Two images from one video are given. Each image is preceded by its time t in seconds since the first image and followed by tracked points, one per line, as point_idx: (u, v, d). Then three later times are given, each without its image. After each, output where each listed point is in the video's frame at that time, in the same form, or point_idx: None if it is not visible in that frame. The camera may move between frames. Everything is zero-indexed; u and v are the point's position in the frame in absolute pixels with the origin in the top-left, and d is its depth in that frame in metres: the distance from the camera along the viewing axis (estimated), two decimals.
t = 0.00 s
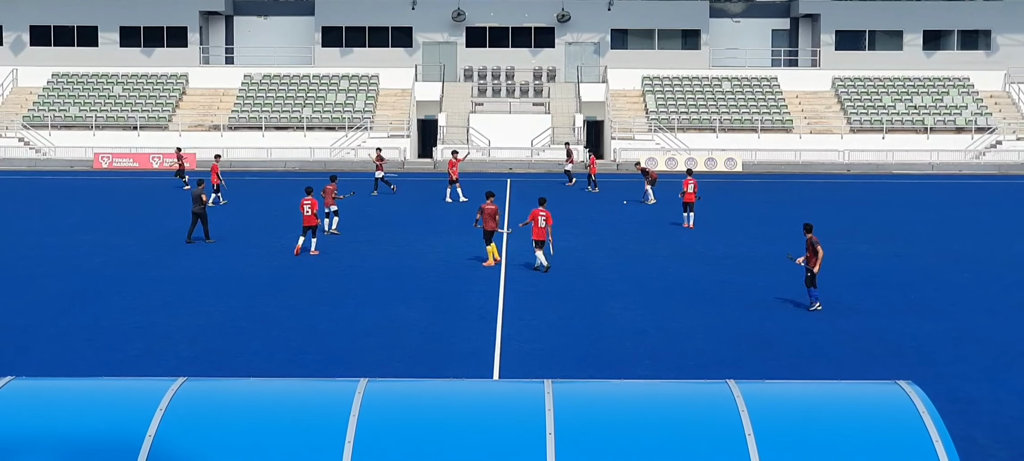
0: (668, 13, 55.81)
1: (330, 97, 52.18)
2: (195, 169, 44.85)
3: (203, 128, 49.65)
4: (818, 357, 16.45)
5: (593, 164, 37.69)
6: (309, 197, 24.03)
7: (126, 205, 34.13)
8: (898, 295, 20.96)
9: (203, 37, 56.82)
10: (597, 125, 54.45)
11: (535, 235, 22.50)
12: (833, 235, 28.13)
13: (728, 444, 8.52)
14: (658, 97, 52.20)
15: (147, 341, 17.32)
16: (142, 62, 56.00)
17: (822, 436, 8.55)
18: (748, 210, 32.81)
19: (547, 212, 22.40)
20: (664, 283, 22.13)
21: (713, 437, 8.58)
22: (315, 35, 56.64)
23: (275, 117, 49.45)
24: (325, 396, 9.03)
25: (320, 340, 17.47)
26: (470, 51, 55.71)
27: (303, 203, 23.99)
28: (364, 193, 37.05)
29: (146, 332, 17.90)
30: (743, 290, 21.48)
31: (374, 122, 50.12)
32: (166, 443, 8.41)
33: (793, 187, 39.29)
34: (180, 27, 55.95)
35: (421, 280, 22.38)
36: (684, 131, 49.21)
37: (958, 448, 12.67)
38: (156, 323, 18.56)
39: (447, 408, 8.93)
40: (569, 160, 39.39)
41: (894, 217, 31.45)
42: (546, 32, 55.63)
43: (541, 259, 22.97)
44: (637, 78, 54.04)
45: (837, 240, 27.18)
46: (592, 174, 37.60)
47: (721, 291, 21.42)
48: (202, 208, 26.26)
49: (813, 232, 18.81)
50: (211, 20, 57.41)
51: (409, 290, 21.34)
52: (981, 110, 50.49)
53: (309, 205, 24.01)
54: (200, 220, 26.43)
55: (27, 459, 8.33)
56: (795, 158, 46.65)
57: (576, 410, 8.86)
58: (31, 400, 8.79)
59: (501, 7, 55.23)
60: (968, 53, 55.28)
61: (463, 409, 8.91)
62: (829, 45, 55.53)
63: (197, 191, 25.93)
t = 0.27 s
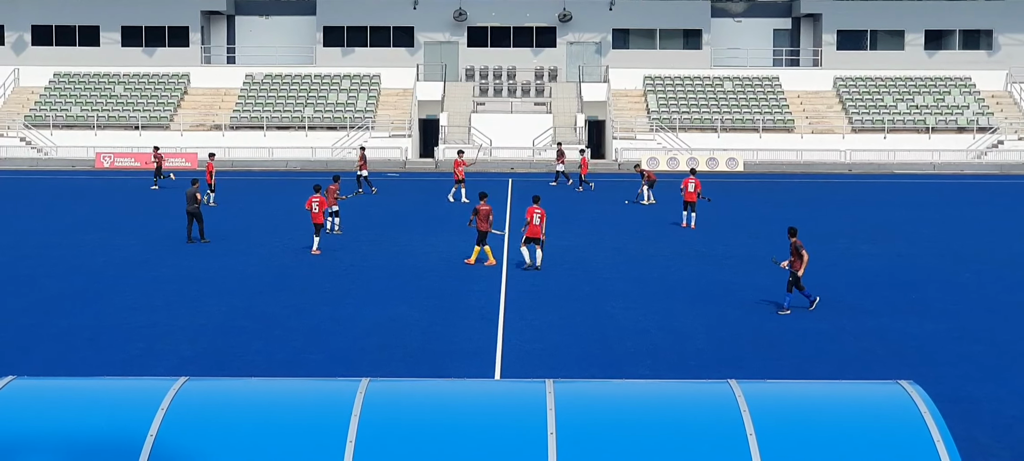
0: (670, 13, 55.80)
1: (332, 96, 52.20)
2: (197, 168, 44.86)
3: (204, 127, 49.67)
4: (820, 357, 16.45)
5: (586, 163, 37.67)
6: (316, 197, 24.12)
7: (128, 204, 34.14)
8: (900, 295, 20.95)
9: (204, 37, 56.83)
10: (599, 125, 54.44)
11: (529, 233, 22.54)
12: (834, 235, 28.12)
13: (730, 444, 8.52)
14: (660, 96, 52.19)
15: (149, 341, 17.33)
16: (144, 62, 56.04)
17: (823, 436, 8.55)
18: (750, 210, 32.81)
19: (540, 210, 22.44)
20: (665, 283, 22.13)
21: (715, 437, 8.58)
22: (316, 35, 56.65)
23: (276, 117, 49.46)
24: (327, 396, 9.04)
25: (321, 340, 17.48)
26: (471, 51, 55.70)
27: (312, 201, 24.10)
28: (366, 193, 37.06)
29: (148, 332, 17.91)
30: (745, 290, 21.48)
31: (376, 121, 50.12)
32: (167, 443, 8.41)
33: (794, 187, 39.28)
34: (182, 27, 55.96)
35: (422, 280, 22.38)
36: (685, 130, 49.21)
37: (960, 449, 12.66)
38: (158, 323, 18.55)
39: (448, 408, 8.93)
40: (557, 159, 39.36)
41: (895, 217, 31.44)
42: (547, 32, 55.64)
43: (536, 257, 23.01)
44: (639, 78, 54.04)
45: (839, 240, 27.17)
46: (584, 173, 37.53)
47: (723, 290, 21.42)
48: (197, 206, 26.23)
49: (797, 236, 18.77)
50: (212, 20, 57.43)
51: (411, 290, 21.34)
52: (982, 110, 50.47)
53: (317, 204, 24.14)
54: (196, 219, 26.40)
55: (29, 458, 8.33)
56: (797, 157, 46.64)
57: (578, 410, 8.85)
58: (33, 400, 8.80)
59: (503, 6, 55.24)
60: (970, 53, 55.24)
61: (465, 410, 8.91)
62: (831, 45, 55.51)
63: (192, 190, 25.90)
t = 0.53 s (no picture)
0: (671, 13, 55.79)
1: (333, 96, 52.24)
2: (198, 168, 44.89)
3: (206, 127, 49.69)
4: (821, 357, 16.45)
5: (577, 162, 37.65)
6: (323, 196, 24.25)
7: (129, 204, 34.15)
8: (901, 295, 20.93)
9: (206, 37, 56.85)
10: (601, 125, 54.43)
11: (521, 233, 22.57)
12: (836, 234, 28.10)
13: (731, 443, 8.52)
14: (662, 96, 52.20)
15: (151, 341, 17.34)
16: (146, 62, 56.10)
17: (825, 435, 8.55)
18: (752, 210, 32.80)
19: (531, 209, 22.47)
20: (667, 282, 22.13)
21: (717, 436, 8.58)
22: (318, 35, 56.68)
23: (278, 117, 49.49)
24: (328, 396, 9.04)
25: (323, 340, 17.48)
26: (472, 50, 55.71)
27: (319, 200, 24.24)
28: (367, 192, 37.07)
29: (150, 332, 17.92)
30: (746, 289, 21.48)
31: (378, 121, 50.12)
32: (169, 443, 8.41)
33: (795, 186, 39.28)
34: (184, 26, 55.99)
35: (424, 279, 22.38)
36: (686, 130, 49.22)
37: (962, 449, 12.65)
38: (160, 322, 18.56)
39: (450, 408, 8.93)
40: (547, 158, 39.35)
41: (897, 216, 31.42)
42: (549, 31, 55.66)
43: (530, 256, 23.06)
44: (640, 77, 54.04)
45: (841, 240, 27.15)
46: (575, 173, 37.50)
47: (724, 290, 21.42)
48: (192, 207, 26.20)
49: (782, 235, 18.76)
50: (214, 20, 57.46)
51: (413, 290, 21.33)
52: (984, 109, 50.44)
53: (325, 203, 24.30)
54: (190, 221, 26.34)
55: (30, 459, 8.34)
56: (799, 157, 46.63)
57: (579, 410, 8.85)
58: (35, 400, 8.81)
59: (504, 6, 55.25)
60: (972, 52, 55.22)
61: (466, 410, 8.91)
62: (832, 44, 55.50)
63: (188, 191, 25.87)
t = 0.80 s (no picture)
0: (672, 13, 55.77)
1: (335, 96, 52.27)
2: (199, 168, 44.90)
3: (207, 127, 49.71)
4: (823, 357, 16.44)
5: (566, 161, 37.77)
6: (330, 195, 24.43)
7: (131, 204, 34.17)
8: (903, 295, 20.92)
9: (207, 37, 56.86)
10: (602, 125, 54.43)
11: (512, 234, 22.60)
12: (837, 234, 28.10)
13: (732, 444, 8.52)
14: (663, 96, 52.19)
15: (152, 341, 17.35)
16: (147, 62, 56.13)
17: (826, 435, 8.55)
18: (753, 210, 32.79)
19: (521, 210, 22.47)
20: (668, 282, 22.13)
21: (717, 436, 8.58)
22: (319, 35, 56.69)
23: (279, 117, 49.51)
24: (330, 396, 9.04)
25: (325, 340, 17.48)
26: (474, 50, 55.71)
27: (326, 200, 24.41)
28: (368, 193, 37.09)
29: (151, 332, 17.92)
30: (747, 289, 21.47)
31: (379, 121, 50.13)
32: (170, 443, 8.41)
33: (796, 186, 39.27)
34: (185, 27, 56.02)
35: (425, 279, 22.39)
36: (688, 130, 49.22)
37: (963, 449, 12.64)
38: (161, 322, 18.57)
39: (451, 408, 8.94)
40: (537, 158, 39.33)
41: (898, 216, 31.41)
42: (550, 32, 55.66)
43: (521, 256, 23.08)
44: (641, 77, 54.05)
45: (842, 240, 27.14)
46: (564, 173, 37.53)
47: (725, 290, 21.41)
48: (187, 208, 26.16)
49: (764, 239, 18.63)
50: (216, 20, 57.48)
51: (414, 290, 21.33)
52: (986, 109, 50.41)
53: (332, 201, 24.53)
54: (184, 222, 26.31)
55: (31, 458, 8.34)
56: (800, 157, 46.62)
57: (580, 410, 8.85)
58: (36, 400, 8.81)
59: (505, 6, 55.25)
60: (973, 53, 55.19)
61: (468, 410, 8.90)
62: (834, 44, 55.48)
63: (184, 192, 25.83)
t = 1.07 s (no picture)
0: (674, 13, 55.76)
1: (337, 96, 52.30)
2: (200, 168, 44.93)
3: (210, 127, 49.75)
4: (825, 357, 16.45)
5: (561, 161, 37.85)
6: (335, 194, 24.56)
7: (133, 204, 34.19)
8: (905, 295, 20.91)
9: (210, 36, 56.88)
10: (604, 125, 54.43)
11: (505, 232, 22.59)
12: (840, 234, 28.09)
13: (735, 444, 8.53)
14: (665, 96, 52.19)
15: (155, 341, 17.37)
16: (150, 61, 56.19)
17: (828, 436, 8.56)
18: (756, 210, 32.80)
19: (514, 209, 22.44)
20: (671, 282, 22.14)
21: (720, 436, 8.60)
22: (322, 35, 56.73)
23: (282, 117, 49.55)
24: (333, 396, 9.06)
25: (328, 340, 17.51)
26: (476, 50, 55.73)
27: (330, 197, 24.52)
28: (370, 193, 37.11)
29: (154, 332, 17.94)
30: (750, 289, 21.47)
31: (381, 121, 50.14)
32: (173, 443, 8.43)
33: (798, 186, 39.26)
34: (188, 26, 56.06)
35: (428, 279, 22.40)
36: (690, 130, 49.22)
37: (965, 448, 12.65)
38: (164, 322, 18.60)
39: (453, 408, 8.95)
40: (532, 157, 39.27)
41: (900, 216, 31.40)
42: (553, 31, 55.66)
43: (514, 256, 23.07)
44: (643, 77, 54.05)
45: (844, 240, 27.13)
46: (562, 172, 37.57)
47: (728, 290, 21.41)
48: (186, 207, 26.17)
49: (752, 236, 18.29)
50: (218, 20, 57.51)
51: (416, 289, 21.34)
52: (988, 109, 50.39)
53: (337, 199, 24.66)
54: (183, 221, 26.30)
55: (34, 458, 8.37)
56: (802, 156, 46.62)
57: (583, 409, 8.87)
58: (38, 400, 8.83)
59: (508, 6, 55.26)
60: (976, 52, 55.17)
61: (471, 409, 8.92)
62: (836, 44, 55.45)
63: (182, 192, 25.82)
